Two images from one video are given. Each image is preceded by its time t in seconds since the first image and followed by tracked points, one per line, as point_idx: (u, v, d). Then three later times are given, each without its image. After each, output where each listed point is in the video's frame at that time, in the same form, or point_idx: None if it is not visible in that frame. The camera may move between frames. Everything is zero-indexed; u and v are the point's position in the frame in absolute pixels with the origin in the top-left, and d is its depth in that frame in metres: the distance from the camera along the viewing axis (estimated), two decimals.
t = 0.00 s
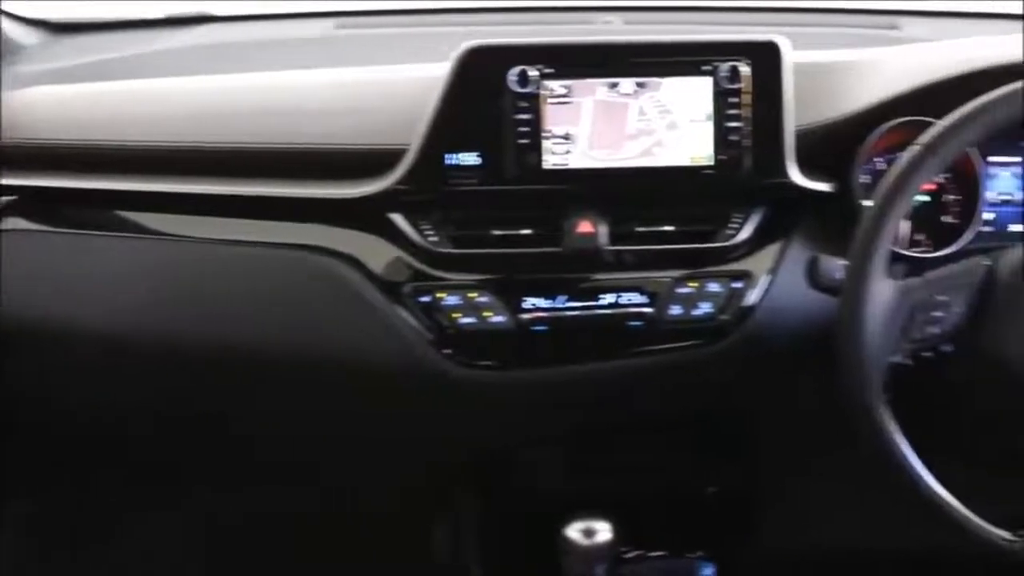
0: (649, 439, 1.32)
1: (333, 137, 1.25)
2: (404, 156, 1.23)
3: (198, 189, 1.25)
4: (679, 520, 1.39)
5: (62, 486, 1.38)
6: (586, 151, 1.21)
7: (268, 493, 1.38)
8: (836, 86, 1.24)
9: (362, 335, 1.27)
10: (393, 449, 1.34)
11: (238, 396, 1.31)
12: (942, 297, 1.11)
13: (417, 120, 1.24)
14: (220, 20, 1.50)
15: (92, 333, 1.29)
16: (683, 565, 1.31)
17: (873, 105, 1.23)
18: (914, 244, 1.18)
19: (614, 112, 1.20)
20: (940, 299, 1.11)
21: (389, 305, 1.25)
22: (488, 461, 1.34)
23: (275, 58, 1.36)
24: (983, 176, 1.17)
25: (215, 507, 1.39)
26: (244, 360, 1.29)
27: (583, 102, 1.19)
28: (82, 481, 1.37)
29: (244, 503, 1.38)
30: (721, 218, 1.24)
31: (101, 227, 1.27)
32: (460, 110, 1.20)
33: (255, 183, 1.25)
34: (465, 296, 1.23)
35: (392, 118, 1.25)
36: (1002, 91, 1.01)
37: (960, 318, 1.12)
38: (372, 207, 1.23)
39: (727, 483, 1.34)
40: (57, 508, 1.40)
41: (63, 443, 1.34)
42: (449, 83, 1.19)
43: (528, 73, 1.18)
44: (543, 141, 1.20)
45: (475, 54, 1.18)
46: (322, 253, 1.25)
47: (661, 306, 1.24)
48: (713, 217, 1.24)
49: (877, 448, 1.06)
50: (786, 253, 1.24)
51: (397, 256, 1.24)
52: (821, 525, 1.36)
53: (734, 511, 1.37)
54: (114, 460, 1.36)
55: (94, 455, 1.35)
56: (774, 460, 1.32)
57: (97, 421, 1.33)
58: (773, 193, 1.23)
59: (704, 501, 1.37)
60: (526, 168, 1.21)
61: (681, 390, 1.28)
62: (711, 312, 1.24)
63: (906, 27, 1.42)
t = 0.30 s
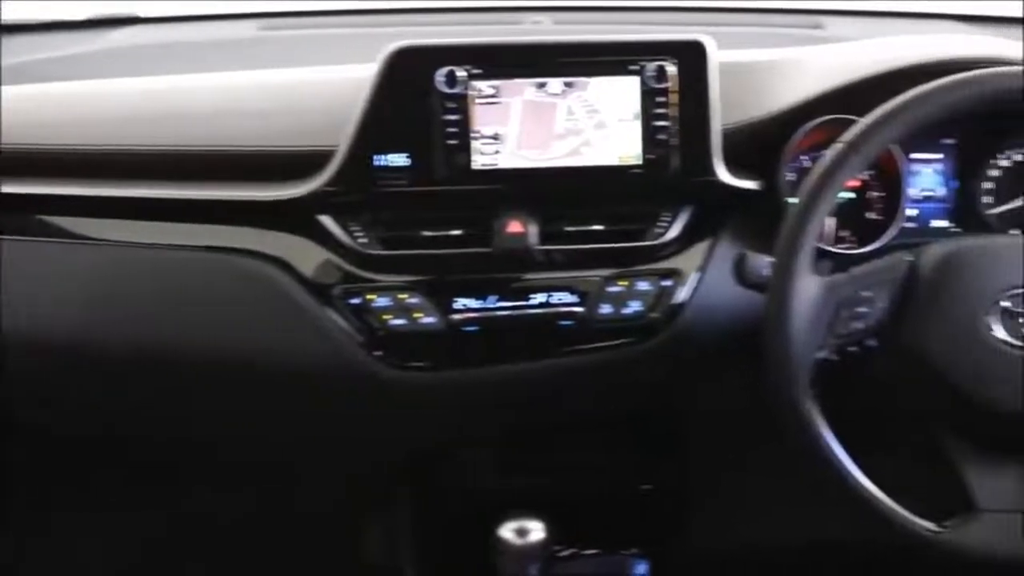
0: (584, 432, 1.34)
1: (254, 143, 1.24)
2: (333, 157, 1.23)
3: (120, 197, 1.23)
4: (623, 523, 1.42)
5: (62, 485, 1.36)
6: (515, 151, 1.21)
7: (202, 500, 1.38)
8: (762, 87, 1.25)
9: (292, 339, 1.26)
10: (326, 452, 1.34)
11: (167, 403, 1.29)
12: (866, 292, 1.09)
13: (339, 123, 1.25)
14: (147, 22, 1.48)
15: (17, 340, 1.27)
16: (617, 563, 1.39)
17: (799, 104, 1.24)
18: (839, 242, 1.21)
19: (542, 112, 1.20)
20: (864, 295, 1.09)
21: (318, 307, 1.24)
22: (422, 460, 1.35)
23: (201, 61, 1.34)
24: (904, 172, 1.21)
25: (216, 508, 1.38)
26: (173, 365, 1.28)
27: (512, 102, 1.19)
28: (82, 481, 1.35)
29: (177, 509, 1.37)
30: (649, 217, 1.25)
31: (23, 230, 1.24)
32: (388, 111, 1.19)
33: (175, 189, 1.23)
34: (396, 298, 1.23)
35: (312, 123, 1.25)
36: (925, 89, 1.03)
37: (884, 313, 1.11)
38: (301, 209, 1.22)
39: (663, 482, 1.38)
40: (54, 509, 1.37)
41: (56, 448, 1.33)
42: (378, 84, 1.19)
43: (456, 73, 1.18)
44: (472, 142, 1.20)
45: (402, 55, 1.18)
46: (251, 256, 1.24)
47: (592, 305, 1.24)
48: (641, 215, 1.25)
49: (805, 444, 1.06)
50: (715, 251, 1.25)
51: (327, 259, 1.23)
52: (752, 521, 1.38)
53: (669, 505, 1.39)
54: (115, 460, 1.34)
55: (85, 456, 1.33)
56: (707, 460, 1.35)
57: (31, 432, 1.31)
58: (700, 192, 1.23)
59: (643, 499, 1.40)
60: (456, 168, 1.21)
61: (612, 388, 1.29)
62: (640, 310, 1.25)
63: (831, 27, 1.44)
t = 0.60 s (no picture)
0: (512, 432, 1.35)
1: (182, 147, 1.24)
2: (254, 159, 1.22)
3: (24, 200, 1.22)
4: (550, 519, 1.43)
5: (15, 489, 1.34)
6: (437, 151, 1.21)
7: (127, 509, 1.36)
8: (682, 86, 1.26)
9: (215, 343, 1.24)
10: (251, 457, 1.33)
11: (89, 410, 1.28)
12: (786, 288, 1.10)
13: (261, 124, 1.24)
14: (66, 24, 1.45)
15: None
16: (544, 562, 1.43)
17: (720, 102, 1.25)
18: (760, 239, 1.23)
19: (464, 112, 1.20)
20: (784, 291, 1.10)
21: (239, 310, 1.23)
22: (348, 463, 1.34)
23: (119, 63, 1.33)
24: (823, 169, 1.23)
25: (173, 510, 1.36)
26: (93, 372, 1.26)
27: (433, 103, 1.19)
28: (51, 484, 1.34)
29: (103, 519, 1.36)
30: (573, 216, 1.25)
31: None
32: (309, 112, 1.19)
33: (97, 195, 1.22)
34: (318, 300, 1.22)
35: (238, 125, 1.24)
36: (837, 89, 1.05)
37: (804, 311, 1.11)
38: (221, 212, 1.21)
39: (588, 480, 1.38)
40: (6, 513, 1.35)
41: (52, 451, 1.31)
42: (298, 87, 1.18)
43: (377, 74, 1.18)
44: (395, 143, 1.20)
45: (322, 57, 1.18)
46: (171, 260, 1.22)
47: (517, 305, 1.24)
48: (565, 215, 1.25)
49: (728, 441, 1.06)
50: (638, 250, 1.25)
51: (249, 262, 1.22)
52: (677, 518, 1.39)
53: (596, 503, 1.40)
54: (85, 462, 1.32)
55: (34, 461, 1.32)
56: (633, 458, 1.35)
57: None
58: (623, 191, 1.24)
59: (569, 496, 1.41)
60: (378, 168, 1.21)
61: (536, 386, 1.29)
62: (565, 309, 1.25)
63: (751, 27, 1.45)
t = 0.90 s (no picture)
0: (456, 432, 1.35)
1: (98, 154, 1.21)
2: (190, 162, 1.21)
3: None
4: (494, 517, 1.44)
5: None
6: (378, 152, 1.21)
7: (65, 516, 1.35)
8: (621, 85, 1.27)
9: (154, 348, 1.23)
10: (194, 462, 1.32)
11: (27, 416, 1.27)
12: (725, 286, 1.11)
13: (199, 131, 1.21)
14: None
15: None
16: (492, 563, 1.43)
17: (660, 101, 1.25)
18: (700, 236, 1.24)
19: (404, 112, 1.20)
20: (724, 288, 1.11)
21: (178, 313, 1.22)
22: (291, 466, 1.34)
23: (50, 64, 1.30)
24: (763, 167, 1.23)
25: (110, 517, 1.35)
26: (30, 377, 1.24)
27: (373, 103, 1.19)
28: None
29: (43, 524, 1.35)
30: (515, 216, 1.25)
31: None
32: (245, 113, 1.18)
33: None
34: (258, 303, 1.21)
35: (158, 131, 1.21)
36: (772, 88, 1.06)
37: (743, 309, 1.12)
38: (159, 216, 1.20)
39: (533, 478, 1.40)
40: None
41: None
42: (234, 89, 1.18)
43: (315, 75, 1.18)
44: (334, 144, 1.20)
45: (257, 59, 1.17)
46: (108, 264, 1.21)
47: (458, 305, 1.24)
48: (506, 215, 1.25)
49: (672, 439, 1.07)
50: (579, 250, 1.26)
51: (188, 265, 1.21)
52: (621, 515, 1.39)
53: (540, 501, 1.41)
54: (24, 465, 1.31)
55: None
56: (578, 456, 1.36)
57: None
58: (564, 190, 1.24)
59: (514, 494, 1.42)
60: (318, 170, 1.20)
61: (479, 384, 1.29)
62: (507, 309, 1.25)
63: (689, 26, 1.46)
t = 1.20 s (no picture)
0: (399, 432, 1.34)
1: (23, 154, 1.18)
2: (127, 164, 1.19)
3: None
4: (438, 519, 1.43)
5: None
6: (316, 153, 1.20)
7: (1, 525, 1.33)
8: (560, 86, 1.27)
9: (90, 353, 1.22)
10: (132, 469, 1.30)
11: None
12: (665, 285, 1.11)
13: (135, 132, 1.19)
14: None
15: None
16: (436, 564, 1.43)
17: (599, 100, 1.25)
18: (640, 236, 1.24)
19: (342, 113, 1.20)
20: (663, 287, 1.11)
21: (114, 317, 1.20)
22: (232, 470, 1.32)
23: None
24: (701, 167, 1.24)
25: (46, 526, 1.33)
26: None
27: (311, 104, 1.19)
28: None
29: None
30: (454, 216, 1.25)
31: None
32: (181, 115, 1.17)
33: None
34: (197, 306, 1.20)
35: (87, 135, 1.19)
36: (708, 88, 1.07)
37: (682, 307, 1.12)
38: (94, 219, 1.18)
39: (477, 479, 1.39)
40: None
41: None
42: (169, 91, 1.17)
43: (252, 76, 1.17)
44: (272, 145, 1.19)
45: (193, 61, 1.16)
46: (42, 269, 1.19)
47: (398, 306, 1.24)
48: (447, 215, 1.25)
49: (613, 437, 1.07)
50: (520, 249, 1.26)
51: (124, 269, 1.20)
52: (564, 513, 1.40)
53: (484, 501, 1.41)
54: None
55: None
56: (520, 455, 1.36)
57: None
58: (503, 191, 1.24)
59: (459, 495, 1.41)
60: (256, 171, 1.20)
61: (420, 384, 1.29)
62: (447, 310, 1.25)
63: (627, 26, 1.47)
